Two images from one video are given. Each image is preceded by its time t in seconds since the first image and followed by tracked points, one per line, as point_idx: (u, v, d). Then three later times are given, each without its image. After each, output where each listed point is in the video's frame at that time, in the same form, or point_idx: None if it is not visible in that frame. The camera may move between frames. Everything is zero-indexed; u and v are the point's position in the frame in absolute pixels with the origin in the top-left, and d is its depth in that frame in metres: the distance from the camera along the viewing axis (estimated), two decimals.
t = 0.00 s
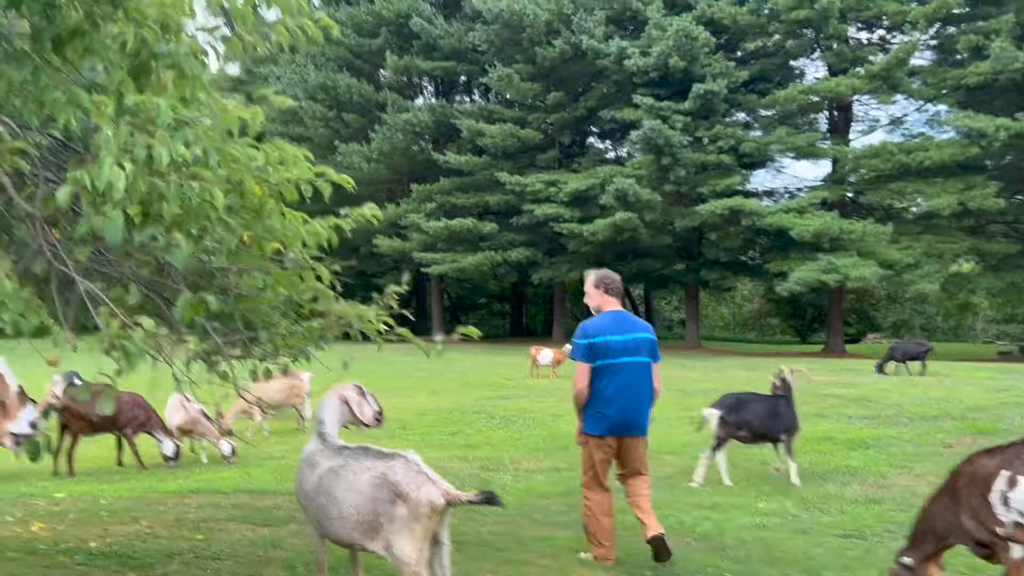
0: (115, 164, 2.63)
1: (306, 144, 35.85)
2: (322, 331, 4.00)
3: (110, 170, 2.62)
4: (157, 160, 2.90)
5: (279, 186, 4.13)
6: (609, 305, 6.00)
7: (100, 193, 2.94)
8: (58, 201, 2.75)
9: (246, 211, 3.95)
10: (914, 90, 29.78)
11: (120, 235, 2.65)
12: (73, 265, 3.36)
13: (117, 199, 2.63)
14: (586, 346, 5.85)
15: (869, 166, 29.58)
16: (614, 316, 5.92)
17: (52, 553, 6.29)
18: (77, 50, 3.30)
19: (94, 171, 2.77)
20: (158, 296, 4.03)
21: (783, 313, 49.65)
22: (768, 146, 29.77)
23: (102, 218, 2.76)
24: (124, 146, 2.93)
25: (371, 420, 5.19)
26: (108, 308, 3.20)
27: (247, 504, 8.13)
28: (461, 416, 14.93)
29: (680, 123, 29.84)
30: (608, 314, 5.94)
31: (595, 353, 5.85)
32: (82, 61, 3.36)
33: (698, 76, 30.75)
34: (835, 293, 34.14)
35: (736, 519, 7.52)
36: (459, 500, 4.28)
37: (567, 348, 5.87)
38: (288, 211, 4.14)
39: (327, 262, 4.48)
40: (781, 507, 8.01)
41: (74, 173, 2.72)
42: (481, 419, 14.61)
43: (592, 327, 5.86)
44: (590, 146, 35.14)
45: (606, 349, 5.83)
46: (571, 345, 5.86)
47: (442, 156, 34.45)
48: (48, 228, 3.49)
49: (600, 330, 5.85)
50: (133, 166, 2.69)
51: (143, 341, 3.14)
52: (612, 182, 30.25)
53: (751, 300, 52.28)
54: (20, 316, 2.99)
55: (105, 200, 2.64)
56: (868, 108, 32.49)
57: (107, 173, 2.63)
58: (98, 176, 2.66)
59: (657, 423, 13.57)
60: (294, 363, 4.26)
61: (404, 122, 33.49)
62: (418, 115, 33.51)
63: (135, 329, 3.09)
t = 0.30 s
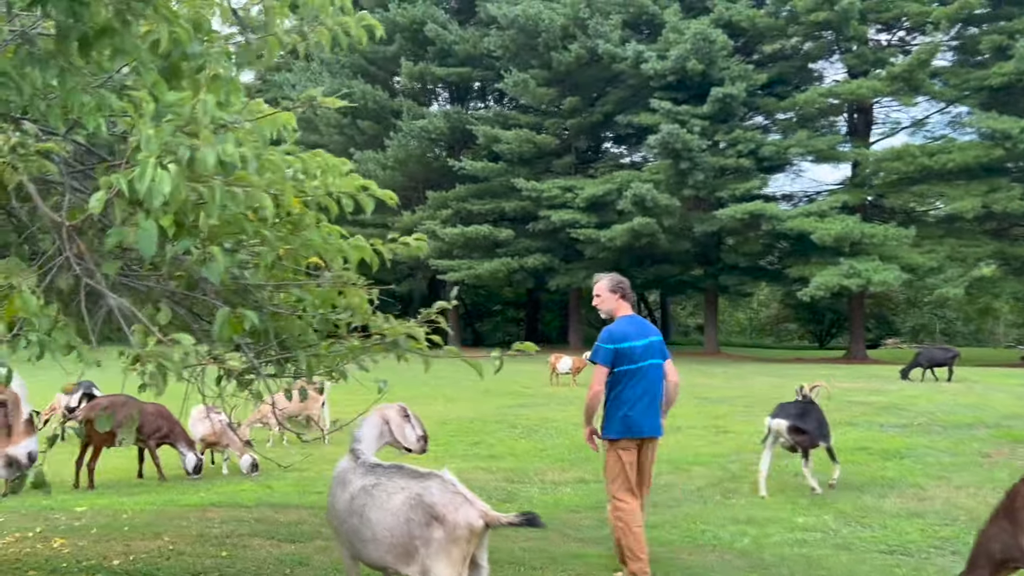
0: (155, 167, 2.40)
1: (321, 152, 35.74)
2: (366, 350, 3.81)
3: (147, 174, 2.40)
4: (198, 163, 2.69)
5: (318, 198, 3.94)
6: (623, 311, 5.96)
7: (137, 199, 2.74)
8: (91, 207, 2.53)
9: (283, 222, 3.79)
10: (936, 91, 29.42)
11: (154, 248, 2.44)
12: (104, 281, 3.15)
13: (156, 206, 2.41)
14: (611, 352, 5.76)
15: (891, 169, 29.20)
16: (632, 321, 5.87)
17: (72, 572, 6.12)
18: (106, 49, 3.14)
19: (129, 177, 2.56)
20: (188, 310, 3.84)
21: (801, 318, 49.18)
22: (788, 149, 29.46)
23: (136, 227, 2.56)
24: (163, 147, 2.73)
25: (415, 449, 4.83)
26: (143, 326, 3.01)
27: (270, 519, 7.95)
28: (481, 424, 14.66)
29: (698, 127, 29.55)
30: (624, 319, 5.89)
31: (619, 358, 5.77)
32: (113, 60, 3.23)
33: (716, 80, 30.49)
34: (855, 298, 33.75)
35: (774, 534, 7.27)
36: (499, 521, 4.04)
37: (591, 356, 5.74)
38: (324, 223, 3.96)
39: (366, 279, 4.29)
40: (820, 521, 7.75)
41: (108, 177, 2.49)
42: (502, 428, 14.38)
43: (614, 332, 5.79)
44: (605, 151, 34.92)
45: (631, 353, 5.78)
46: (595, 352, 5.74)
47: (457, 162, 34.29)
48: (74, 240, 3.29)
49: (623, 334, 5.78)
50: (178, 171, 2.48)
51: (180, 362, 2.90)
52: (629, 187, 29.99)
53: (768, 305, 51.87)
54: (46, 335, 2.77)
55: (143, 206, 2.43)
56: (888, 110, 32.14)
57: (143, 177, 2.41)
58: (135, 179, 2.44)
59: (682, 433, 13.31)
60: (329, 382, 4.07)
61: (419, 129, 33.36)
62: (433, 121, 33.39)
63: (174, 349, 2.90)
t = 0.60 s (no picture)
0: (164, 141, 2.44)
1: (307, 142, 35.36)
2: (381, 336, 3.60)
3: (155, 149, 2.44)
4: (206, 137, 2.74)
5: (331, 172, 3.97)
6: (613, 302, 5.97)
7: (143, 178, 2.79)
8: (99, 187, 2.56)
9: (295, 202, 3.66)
10: (923, 79, 29.47)
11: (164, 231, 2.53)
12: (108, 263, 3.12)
13: (164, 186, 2.47)
14: (618, 339, 5.83)
15: (879, 157, 29.22)
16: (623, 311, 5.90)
17: (64, 570, 5.94)
18: (104, 8, 3.03)
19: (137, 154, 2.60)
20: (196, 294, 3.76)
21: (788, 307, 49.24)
22: (776, 138, 29.44)
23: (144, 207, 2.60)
24: (175, 118, 2.79)
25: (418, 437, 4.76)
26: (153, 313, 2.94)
27: (265, 513, 7.81)
28: (475, 415, 14.51)
29: (687, 115, 29.48)
30: (617, 309, 5.91)
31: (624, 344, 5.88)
32: (112, 21, 3.10)
33: (705, 68, 30.42)
34: (843, 286, 33.77)
35: (780, 523, 7.17)
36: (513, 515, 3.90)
37: (601, 343, 5.76)
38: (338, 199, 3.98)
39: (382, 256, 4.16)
40: (824, 509, 7.69)
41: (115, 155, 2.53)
42: (496, 419, 14.25)
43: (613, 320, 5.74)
44: (593, 141, 34.83)
45: (632, 338, 5.93)
46: (605, 340, 5.79)
47: (445, 151, 34.07)
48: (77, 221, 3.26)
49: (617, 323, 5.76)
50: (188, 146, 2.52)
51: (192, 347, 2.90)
52: (618, 176, 29.88)
53: (754, 295, 51.94)
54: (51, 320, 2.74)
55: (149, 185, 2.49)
56: (875, 98, 32.20)
57: (151, 154, 2.46)
58: (143, 156, 2.47)
59: (678, 422, 13.23)
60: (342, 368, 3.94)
61: (406, 118, 33.09)
62: (421, 111, 33.17)
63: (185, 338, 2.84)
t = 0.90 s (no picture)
0: (173, 87, 2.12)
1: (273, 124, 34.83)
2: (393, 322, 3.22)
3: (163, 93, 2.12)
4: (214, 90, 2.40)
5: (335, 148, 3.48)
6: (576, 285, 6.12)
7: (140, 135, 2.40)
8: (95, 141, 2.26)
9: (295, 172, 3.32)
10: (891, 63, 29.64)
11: (165, 194, 2.26)
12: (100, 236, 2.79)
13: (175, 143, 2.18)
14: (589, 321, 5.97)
15: (847, 140, 29.39)
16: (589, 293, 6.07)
17: (35, 563, 5.74)
18: None
19: (140, 105, 2.29)
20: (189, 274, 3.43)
21: (753, 289, 49.68)
22: (746, 121, 29.48)
23: (148, 165, 2.30)
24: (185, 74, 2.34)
25: (399, 420, 4.97)
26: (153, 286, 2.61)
27: (240, 502, 7.64)
28: (449, 399, 14.37)
29: (658, 98, 29.37)
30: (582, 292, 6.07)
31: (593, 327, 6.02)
32: None
33: (675, 50, 30.33)
34: (810, 268, 34.08)
35: (763, 507, 7.14)
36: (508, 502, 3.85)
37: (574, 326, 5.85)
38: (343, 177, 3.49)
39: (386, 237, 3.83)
40: (806, 492, 7.68)
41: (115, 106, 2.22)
42: (470, 403, 14.13)
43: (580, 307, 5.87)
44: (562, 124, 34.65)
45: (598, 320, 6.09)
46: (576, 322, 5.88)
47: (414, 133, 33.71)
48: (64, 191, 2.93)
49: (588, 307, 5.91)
50: (203, 93, 2.21)
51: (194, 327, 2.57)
52: (589, 159, 29.74)
53: (722, 278, 52.29)
54: (38, 298, 2.48)
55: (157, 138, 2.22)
56: (843, 82, 32.38)
57: (157, 101, 2.14)
58: (150, 107, 2.15)
59: (654, 405, 13.20)
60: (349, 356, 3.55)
61: (374, 100, 32.68)
62: (389, 92, 32.75)
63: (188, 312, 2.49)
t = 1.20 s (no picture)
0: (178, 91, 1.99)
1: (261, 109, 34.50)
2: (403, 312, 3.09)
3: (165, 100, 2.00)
4: (223, 90, 2.25)
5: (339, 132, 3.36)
6: (542, 275, 6.56)
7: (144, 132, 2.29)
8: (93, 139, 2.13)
9: (299, 161, 3.20)
10: (883, 50, 29.57)
11: (168, 193, 2.15)
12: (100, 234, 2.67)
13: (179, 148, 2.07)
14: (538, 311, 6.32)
15: (839, 127, 29.35)
16: (553, 282, 6.47)
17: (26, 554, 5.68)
18: None
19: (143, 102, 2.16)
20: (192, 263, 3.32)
21: (743, 276, 49.79)
22: (737, 107, 29.41)
23: (148, 162, 2.19)
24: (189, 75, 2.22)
25: (397, 407, 4.94)
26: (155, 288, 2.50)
27: (233, 491, 7.58)
28: (441, 386, 14.28)
29: (650, 84, 29.23)
30: (547, 280, 6.50)
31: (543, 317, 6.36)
32: None
33: (667, 36, 30.19)
34: (800, 255, 34.15)
35: (759, 494, 7.15)
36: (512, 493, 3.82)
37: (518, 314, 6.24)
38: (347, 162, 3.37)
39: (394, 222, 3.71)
40: (801, 480, 7.68)
41: (113, 107, 2.08)
42: (463, 391, 14.08)
43: (538, 295, 6.30)
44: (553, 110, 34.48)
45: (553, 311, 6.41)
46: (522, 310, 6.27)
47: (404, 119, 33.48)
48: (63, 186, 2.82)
49: (547, 293, 6.33)
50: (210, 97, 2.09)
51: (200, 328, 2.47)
52: (580, 145, 29.61)
53: (712, 264, 52.32)
54: (42, 298, 2.36)
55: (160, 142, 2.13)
56: (834, 69, 32.34)
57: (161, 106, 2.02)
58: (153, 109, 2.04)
59: (646, 392, 13.18)
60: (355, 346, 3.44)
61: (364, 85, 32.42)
62: (379, 77, 32.50)
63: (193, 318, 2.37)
